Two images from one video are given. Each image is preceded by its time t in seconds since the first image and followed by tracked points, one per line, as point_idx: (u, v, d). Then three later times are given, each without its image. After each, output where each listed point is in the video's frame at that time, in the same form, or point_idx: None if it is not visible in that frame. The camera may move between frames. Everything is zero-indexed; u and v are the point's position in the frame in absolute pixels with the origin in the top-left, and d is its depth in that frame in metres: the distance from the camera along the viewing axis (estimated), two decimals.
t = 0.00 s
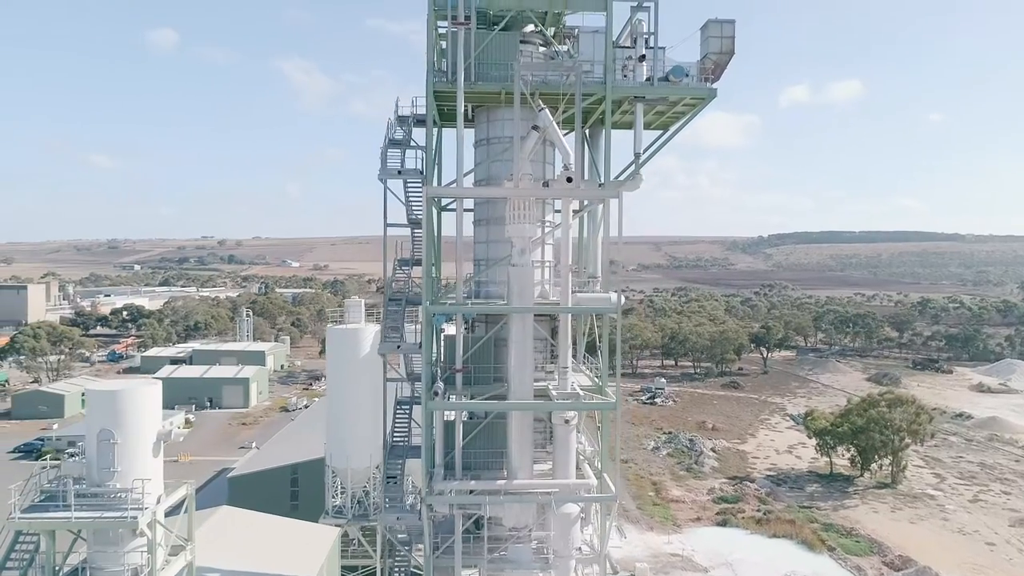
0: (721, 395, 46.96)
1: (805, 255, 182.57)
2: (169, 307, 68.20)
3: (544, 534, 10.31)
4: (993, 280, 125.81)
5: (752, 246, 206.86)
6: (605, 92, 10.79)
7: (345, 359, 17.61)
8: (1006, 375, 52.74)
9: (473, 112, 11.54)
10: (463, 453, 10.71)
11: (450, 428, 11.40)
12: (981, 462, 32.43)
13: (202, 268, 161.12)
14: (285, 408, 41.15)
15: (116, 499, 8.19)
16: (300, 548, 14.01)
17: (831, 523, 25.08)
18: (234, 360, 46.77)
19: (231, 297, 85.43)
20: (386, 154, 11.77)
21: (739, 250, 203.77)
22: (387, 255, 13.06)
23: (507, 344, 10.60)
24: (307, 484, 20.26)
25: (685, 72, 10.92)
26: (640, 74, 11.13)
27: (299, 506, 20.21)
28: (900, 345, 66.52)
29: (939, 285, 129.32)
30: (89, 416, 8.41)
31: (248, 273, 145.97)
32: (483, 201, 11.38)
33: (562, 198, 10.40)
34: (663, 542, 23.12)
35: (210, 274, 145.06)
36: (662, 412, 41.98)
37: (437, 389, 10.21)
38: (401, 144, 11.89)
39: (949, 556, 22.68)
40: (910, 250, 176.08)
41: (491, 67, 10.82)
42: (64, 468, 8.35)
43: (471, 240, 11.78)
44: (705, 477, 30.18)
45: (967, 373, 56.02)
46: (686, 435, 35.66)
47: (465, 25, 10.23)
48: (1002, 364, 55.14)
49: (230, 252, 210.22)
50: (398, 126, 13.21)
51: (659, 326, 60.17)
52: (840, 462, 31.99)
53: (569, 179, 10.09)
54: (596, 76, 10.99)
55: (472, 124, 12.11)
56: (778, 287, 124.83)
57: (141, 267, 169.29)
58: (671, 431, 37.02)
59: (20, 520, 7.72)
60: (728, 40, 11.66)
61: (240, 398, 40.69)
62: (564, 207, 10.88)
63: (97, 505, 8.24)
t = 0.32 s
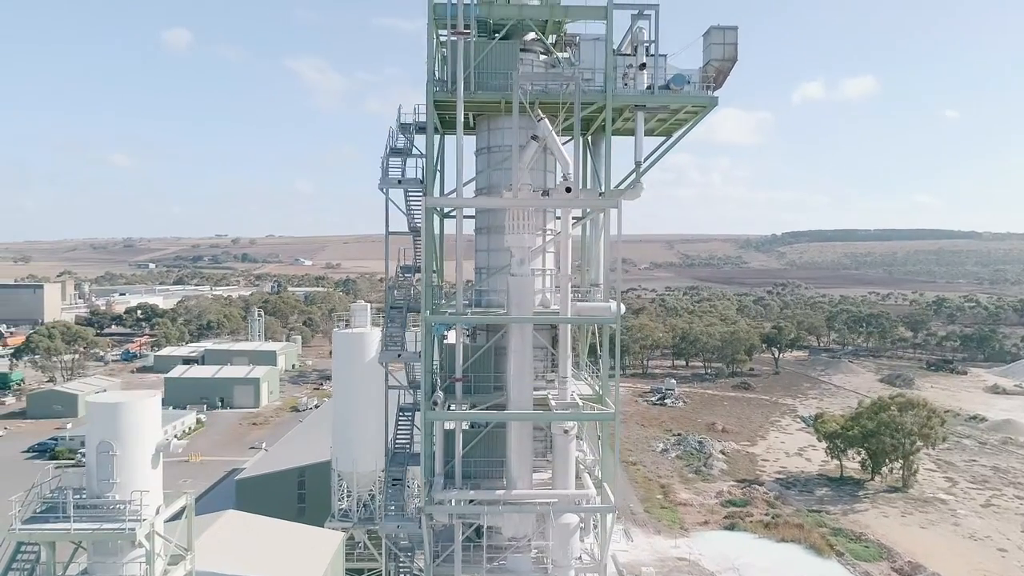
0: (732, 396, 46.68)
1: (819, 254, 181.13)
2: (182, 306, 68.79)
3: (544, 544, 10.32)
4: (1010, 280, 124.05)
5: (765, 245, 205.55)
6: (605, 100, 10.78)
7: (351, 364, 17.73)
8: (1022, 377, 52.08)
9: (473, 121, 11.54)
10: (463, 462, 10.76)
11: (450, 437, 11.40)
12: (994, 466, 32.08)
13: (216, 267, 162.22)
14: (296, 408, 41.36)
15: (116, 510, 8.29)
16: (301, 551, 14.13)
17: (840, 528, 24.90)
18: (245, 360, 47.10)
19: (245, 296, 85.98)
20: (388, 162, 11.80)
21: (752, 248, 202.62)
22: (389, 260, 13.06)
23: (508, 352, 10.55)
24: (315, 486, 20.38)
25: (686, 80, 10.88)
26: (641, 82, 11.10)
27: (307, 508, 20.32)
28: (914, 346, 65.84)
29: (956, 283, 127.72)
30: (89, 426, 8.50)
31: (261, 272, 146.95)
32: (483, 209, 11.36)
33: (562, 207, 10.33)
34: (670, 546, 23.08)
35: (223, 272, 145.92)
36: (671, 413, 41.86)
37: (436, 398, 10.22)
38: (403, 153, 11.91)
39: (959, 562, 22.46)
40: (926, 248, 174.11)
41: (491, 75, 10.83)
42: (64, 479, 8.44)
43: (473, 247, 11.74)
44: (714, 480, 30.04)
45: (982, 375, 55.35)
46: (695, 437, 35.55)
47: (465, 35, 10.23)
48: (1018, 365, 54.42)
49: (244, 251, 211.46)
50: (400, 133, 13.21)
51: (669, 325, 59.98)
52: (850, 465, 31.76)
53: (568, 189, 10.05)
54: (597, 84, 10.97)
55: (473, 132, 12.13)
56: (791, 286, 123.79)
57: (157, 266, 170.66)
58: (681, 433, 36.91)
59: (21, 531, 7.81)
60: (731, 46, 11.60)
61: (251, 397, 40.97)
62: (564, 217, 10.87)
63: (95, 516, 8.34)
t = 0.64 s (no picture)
0: (745, 398, 46.34)
1: (836, 252, 179.49)
2: (198, 305, 69.43)
3: (545, 554, 10.33)
4: None
5: (782, 243, 203.85)
6: (607, 109, 10.75)
7: (359, 369, 17.82)
8: None
9: (476, 130, 11.53)
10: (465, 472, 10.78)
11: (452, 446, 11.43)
12: (1012, 471, 31.61)
13: (233, 265, 163.48)
14: (308, 408, 41.57)
15: (116, 522, 8.37)
16: (309, 556, 14.15)
17: (853, 533, 24.66)
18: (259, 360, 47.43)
19: (260, 295, 86.57)
20: (391, 172, 11.83)
21: (768, 247, 201.24)
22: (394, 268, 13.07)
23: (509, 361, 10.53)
24: (324, 488, 20.53)
25: (690, 88, 10.82)
26: (644, 91, 11.03)
27: (315, 509, 20.46)
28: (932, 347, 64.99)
29: (976, 282, 125.91)
30: (92, 437, 8.60)
31: (277, 270, 148.11)
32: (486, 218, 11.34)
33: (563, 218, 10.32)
34: (680, 550, 22.96)
35: (240, 271, 147.30)
36: (684, 414, 41.68)
37: (438, 407, 10.25)
38: (406, 162, 11.92)
39: (974, 569, 22.17)
40: (946, 246, 171.76)
41: (493, 85, 10.84)
42: (69, 490, 8.59)
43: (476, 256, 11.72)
44: (726, 483, 29.89)
45: (1001, 376, 54.53)
46: (707, 440, 35.35)
47: (466, 45, 10.23)
48: None
49: (262, 249, 213.01)
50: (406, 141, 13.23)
51: (683, 326, 59.68)
52: (864, 469, 31.45)
53: (568, 200, 10.05)
54: (600, 93, 10.92)
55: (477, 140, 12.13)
56: (807, 285, 122.58)
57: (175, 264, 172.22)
58: (693, 435, 36.75)
59: (24, 541, 7.96)
60: (735, 53, 11.50)
61: (264, 397, 41.30)
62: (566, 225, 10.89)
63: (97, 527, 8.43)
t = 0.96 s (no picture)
0: (758, 400, 46.04)
1: (853, 250, 177.68)
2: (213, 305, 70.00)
3: (545, 564, 10.34)
4: None
5: (798, 241, 202.15)
6: (608, 118, 10.72)
7: (366, 373, 17.92)
8: None
9: (478, 139, 11.54)
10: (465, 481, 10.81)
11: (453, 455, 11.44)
12: None
13: (248, 264, 164.62)
14: (320, 408, 41.76)
15: (116, 535, 8.46)
16: (315, 560, 14.19)
17: (865, 539, 24.41)
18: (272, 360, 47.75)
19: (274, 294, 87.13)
20: (394, 180, 11.87)
21: (784, 245, 199.67)
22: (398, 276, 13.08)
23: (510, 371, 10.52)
24: (332, 490, 20.65)
25: (691, 97, 10.78)
26: (645, 99, 11.00)
27: (324, 511, 20.58)
28: (948, 347, 64.20)
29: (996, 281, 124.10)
30: (93, 449, 8.71)
31: (291, 269, 148.99)
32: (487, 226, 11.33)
33: (563, 227, 10.28)
34: (688, 554, 22.87)
35: (255, 269, 148.35)
36: (696, 416, 41.51)
37: (438, 418, 10.27)
38: (409, 170, 11.95)
39: None
40: (965, 245, 169.54)
41: (494, 95, 10.86)
42: (70, 501, 8.70)
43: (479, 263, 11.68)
44: (736, 487, 29.71)
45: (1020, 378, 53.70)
46: (718, 442, 35.17)
47: (467, 55, 10.23)
48: None
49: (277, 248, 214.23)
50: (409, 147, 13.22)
51: (696, 326, 59.38)
52: (877, 473, 31.15)
53: (569, 211, 10.09)
54: (602, 101, 10.89)
55: (479, 148, 12.14)
56: (823, 284, 121.50)
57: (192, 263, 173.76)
58: (704, 437, 36.56)
59: (26, 552, 8.06)
60: (739, 59, 11.41)
61: (276, 397, 41.62)
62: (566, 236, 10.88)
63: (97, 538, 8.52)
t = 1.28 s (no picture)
0: (768, 401, 45.80)
1: (868, 248, 176.15)
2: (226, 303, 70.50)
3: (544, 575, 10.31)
4: None
5: (811, 240, 200.62)
6: (608, 127, 10.69)
7: (370, 377, 18.02)
8: None
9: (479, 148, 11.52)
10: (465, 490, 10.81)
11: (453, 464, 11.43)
12: None
13: (261, 262, 165.75)
14: (330, 408, 41.98)
15: (114, 547, 8.55)
16: (320, 565, 14.22)
17: (874, 544, 24.22)
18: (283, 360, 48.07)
19: (286, 293, 87.61)
20: (395, 189, 11.90)
21: (798, 243, 198.26)
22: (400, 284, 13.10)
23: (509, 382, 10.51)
24: (338, 493, 20.73)
25: (692, 106, 10.72)
26: (646, 108, 10.94)
27: (330, 514, 20.67)
28: (963, 348, 63.47)
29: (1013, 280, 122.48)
30: (92, 461, 8.79)
31: (304, 267, 149.68)
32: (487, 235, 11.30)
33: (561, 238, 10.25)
34: (695, 559, 22.81)
35: (268, 267, 149.37)
36: (705, 418, 41.35)
37: (437, 428, 10.28)
38: (410, 178, 11.96)
39: None
40: (983, 242, 167.40)
41: (494, 104, 10.86)
42: (70, 512, 8.81)
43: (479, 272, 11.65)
44: (745, 490, 29.58)
45: None
46: (727, 444, 35.01)
47: (466, 65, 10.24)
48: None
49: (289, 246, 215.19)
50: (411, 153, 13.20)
51: (706, 326, 59.12)
52: (888, 477, 30.90)
53: (567, 221, 10.05)
54: (602, 111, 10.85)
55: (479, 155, 12.13)
56: (836, 282, 120.40)
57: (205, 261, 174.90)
58: (713, 439, 36.42)
59: (25, 563, 8.14)
60: (742, 66, 11.29)
61: (287, 397, 41.88)
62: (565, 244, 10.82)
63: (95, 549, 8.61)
